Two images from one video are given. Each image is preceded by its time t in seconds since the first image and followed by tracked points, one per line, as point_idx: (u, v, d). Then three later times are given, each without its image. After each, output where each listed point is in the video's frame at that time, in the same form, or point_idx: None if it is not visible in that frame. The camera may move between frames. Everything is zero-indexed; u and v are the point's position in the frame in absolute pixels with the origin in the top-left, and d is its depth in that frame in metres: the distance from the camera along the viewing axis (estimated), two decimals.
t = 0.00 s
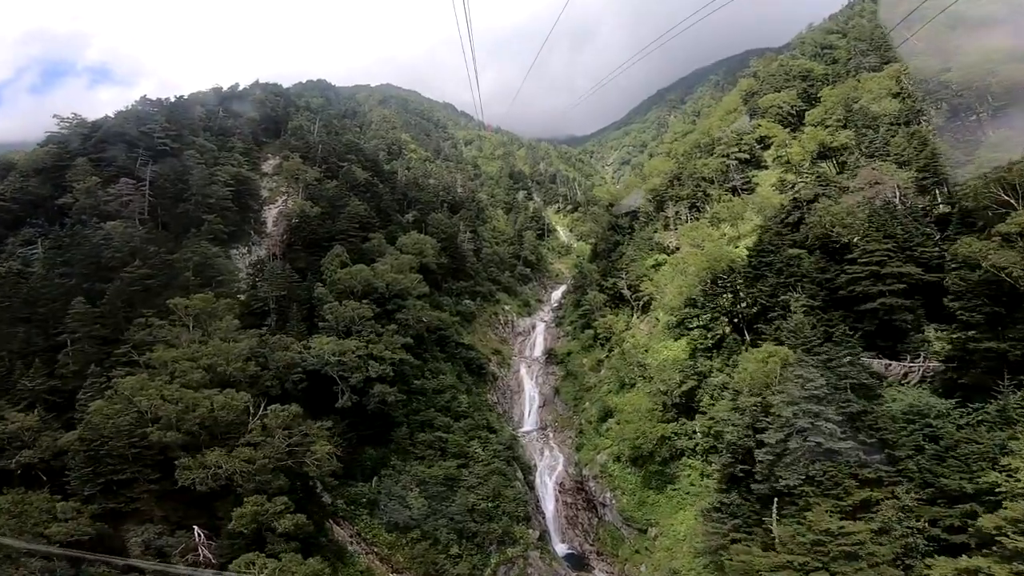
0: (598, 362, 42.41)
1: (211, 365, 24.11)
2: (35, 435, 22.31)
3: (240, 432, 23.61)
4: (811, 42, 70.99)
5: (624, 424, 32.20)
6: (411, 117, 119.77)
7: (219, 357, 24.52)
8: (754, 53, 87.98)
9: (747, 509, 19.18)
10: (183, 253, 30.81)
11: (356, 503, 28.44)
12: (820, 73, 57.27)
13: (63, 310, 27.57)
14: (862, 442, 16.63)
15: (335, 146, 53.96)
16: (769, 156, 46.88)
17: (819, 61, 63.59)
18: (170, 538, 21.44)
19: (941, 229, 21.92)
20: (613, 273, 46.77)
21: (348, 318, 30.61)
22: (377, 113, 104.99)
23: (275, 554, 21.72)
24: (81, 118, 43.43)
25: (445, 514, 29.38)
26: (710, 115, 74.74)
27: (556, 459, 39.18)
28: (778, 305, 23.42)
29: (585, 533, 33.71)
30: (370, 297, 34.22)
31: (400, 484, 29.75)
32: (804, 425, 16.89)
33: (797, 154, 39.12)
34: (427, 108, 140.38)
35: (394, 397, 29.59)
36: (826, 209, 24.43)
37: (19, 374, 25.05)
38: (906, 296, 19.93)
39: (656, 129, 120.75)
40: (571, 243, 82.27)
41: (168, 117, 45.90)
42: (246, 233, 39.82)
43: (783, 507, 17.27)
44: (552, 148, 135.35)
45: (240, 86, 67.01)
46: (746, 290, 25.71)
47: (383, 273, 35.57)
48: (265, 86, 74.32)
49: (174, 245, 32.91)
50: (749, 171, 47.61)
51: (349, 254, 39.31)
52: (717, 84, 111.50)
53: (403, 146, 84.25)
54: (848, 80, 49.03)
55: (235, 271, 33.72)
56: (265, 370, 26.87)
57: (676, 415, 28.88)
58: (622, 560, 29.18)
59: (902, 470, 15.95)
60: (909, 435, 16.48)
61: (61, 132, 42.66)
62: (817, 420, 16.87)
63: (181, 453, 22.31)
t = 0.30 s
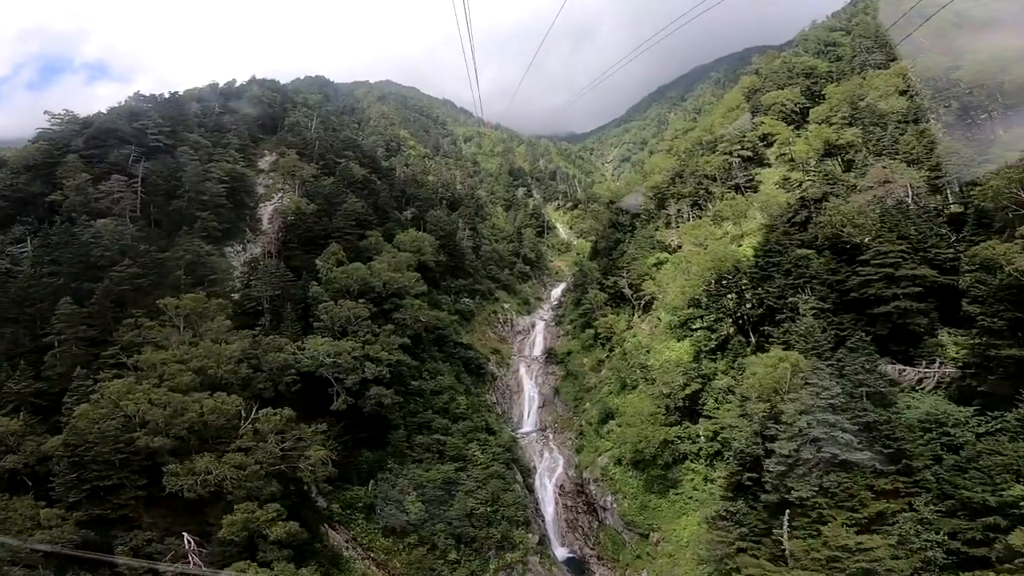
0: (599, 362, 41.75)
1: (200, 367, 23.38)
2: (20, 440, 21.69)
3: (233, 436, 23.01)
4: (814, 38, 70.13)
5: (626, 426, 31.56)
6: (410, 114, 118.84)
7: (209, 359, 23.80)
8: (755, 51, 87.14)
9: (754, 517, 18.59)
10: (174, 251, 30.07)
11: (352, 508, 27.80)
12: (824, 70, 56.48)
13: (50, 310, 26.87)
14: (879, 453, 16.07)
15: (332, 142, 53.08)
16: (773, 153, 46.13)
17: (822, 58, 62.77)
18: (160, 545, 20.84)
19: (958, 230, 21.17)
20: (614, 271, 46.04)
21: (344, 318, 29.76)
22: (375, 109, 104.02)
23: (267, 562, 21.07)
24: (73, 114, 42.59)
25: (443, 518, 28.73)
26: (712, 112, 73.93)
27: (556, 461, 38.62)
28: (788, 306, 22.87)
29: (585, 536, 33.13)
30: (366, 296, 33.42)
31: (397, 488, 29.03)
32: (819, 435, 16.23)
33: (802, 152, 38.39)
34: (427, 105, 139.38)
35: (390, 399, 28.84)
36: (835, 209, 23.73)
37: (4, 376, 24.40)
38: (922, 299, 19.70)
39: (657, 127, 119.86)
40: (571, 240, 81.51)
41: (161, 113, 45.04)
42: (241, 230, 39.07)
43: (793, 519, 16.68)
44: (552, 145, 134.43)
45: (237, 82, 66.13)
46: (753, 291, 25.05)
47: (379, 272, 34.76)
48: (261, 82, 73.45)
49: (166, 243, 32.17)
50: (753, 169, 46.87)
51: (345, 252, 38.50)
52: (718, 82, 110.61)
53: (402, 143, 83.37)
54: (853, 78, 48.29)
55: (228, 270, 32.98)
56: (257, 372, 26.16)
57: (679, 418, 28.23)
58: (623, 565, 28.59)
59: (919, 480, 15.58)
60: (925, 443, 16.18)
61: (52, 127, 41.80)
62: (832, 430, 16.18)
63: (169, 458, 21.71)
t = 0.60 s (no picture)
0: (600, 363, 41.11)
1: (188, 371, 22.62)
2: (3, 445, 21.09)
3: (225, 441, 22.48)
4: (818, 36, 69.37)
5: (628, 429, 30.89)
6: (409, 110, 117.97)
7: (200, 362, 23.11)
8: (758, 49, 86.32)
9: (761, 528, 18.04)
10: (166, 250, 29.33)
11: (348, 513, 27.23)
12: (828, 68, 55.75)
13: (38, 310, 26.26)
14: (896, 464, 15.64)
15: (329, 139, 52.34)
16: (777, 151, 45.42)
17: (827, 56, 62.01)
18: (148, 553, 20.25)
19: (974, 233, 20.53)
20: (615, 271, 45.29)
21: (339, 319, 28.96)
22: (374, 106, 103.16)
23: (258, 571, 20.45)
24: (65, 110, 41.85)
25: (441, 524, 28.07)
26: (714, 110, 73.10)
27: (556, 464, 38.01)
28: (798, 310, 22.39)
29: (585, 541, 32.51)
30: (363, 296, 32.67)
31: (394, 493, 28.38)
32: (835, 447, 15.55)
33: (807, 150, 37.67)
34: (426, 102, 138.46)
35: (387, 402, 28.11)
36: (846, 208, 23.02)
37: None
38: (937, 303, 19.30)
39: (657, 124, 119.03)
40: (571, 238, 80.75)
41: (155, 109, 44.29)
42: (236, 228, 38.35)
43: (805, 532, 16.14)
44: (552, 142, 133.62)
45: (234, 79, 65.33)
46: (760, 293, 24.35)
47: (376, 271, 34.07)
48: (259, 79, 72.61)
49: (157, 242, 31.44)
50: (756, 167, 46.14)
51: (342, 251, 37.77)
52: (720, 80, 109.88)
53: (400, 140, 82.51)
54: (858, 76, 47.58)
55: (222, 269, 32.30)
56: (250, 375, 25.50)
57: (682, 422, 27.55)
58: (624, 571, 27.98)
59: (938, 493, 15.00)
60: (944, 453, 15.60)
61: (43, 124, 41.04)
62: (849, 442, 15.56)
63: (158, 465, 21.10)
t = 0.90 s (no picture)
0: (601, 364, 40.45)
1: (177, 376, 21.89)
2: None
3: (217, 448, 21.87)
4: (821, 34, 68.63)
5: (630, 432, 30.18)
6: (408, 108, 117.13)
7: (189, 366, 22.38)
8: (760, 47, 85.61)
9: (770, 538, 17.42)
10: (157, 250, 28.60)
11: (344, 519, 26.60)
12: (832, 66, 55.08)
13: (25, 311, 25.60)
14: (914, 477, 15.10)
15: (327, 137, 51.60)
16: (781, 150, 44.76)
17: (830, 54, 61.30)
18: (136, 563, 19.63)
19: (991, 235, 19.94)
20: (616, 270, 44.46)
21: (334, 320, 28.16)
22: (373, 103, 102.30)
23: None
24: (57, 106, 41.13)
25: (439, 530, 27.42)
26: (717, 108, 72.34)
27: (557, 467, 37.33)
28: (808, 314, 21.86)
29: (586, 546, 31.86)
30: (360, 297, 31.86)
31: (391, 498, 27.72)
32: (853, 460, 15.01)
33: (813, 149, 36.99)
34: (425, 99, 137.55)
35: (384, 405, 27.39)
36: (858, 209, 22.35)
37: None
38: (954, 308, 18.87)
39: (658, 122, 118.28)
40: (571, 236, 79.99)
41: (149, 106, 43.55)
42: (231, 227, 37.65)
43: (817, 546, 15.76)
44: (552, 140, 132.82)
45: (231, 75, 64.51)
46: (767, 296, 23.74)
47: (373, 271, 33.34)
48: (256, 76, 71.74)
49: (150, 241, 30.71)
50: (760, 166, 45.46)
51: (339, 250, 37.04)
52: (721, 78, 109.13)
53: (399, 137, 81.69)
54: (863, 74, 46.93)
55: (216, 268, 31.61)
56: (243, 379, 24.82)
57: (686, 427, 26.89)
58: None
59: (959, 506, 14.52)
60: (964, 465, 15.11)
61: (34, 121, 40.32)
62: (868, 456, 14.98)
63: (146, 472, 20.48)
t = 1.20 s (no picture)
0: (602, 366, 39.78)
1: (166, 381, 21.27)
2: None
3: (208, 456, 21.32)
4: (824, 31, 67.89)
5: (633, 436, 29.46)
6: (408, 106, 116.31)
7: (179, 371, 21.71)
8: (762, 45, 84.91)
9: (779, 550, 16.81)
10: (148, 250, 27.90)
11: (341, 525, 25.99)
12: (836, 64, 54.42)
13: (12, 314, 24.96)
14: (935, 490, 14.46)
15: (324, 135, 50.84)
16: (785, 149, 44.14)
17: (834, 52, 60.57)
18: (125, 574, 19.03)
19: (1009, 237, 19.33)
20: (618, 270, 43.60)
21: (329, 323, 27.32)
22: (372, 101, 101.47)
23: None
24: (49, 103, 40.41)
25: (437, 537, 26.79)
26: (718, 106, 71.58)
27: (557, 471, 36.66)
28: (820, 318, 21.44)
29: (587, 552, 31.29)
30: (356, 298, 31.00)
31: (388, 504, 27.04)
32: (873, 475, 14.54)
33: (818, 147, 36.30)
34: (425, 97, 136.73)
35: (380, 410, 26.69)
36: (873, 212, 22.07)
37: None
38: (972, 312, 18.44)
39: (659, 121, 117.49)
40: (571, 235, 79.23)
41: (142, 104, 42.79)
42: (226, 226, 36.96)
43: (833, 560, 15.23)
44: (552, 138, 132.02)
45: (227, 73, 63.70)
46: (776, 299, 23.27)
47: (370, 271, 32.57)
48: (253, 74, 70.93)
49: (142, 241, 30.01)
50: (764, 165, 44.78)
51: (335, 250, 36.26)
52: (722, 77, 108.36)
53: (398, 135, 80.88)
54: (868, 72, 46.27)
55: (209, 269, 30.91)
56: (236, 383, 24.20)
57: (691, 432, 26.25)
58: None
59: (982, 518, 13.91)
60: (985, 476, 14.63)
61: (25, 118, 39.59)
62: (889, 469, 14.45)
63: (134, 480, 19.88)
